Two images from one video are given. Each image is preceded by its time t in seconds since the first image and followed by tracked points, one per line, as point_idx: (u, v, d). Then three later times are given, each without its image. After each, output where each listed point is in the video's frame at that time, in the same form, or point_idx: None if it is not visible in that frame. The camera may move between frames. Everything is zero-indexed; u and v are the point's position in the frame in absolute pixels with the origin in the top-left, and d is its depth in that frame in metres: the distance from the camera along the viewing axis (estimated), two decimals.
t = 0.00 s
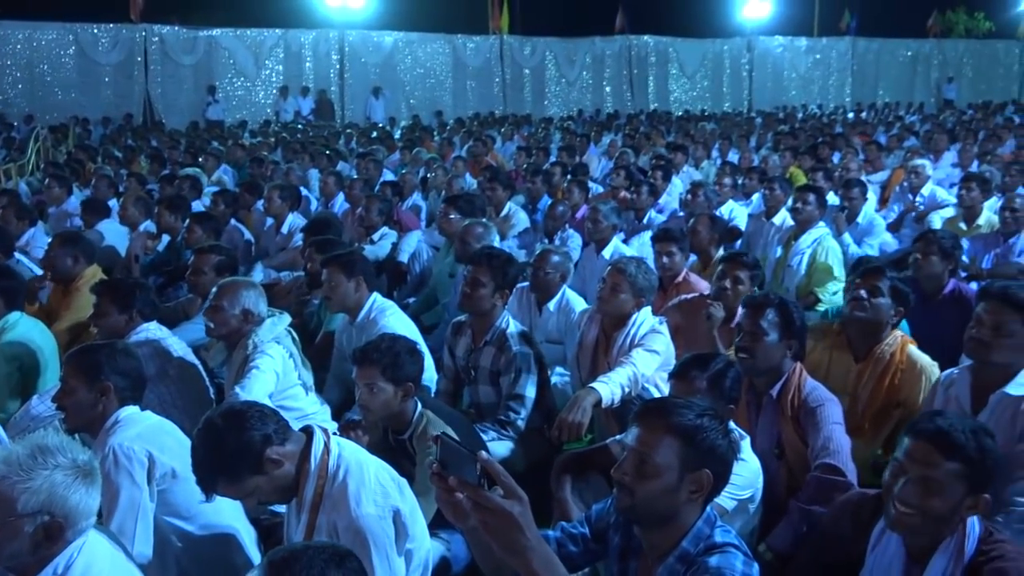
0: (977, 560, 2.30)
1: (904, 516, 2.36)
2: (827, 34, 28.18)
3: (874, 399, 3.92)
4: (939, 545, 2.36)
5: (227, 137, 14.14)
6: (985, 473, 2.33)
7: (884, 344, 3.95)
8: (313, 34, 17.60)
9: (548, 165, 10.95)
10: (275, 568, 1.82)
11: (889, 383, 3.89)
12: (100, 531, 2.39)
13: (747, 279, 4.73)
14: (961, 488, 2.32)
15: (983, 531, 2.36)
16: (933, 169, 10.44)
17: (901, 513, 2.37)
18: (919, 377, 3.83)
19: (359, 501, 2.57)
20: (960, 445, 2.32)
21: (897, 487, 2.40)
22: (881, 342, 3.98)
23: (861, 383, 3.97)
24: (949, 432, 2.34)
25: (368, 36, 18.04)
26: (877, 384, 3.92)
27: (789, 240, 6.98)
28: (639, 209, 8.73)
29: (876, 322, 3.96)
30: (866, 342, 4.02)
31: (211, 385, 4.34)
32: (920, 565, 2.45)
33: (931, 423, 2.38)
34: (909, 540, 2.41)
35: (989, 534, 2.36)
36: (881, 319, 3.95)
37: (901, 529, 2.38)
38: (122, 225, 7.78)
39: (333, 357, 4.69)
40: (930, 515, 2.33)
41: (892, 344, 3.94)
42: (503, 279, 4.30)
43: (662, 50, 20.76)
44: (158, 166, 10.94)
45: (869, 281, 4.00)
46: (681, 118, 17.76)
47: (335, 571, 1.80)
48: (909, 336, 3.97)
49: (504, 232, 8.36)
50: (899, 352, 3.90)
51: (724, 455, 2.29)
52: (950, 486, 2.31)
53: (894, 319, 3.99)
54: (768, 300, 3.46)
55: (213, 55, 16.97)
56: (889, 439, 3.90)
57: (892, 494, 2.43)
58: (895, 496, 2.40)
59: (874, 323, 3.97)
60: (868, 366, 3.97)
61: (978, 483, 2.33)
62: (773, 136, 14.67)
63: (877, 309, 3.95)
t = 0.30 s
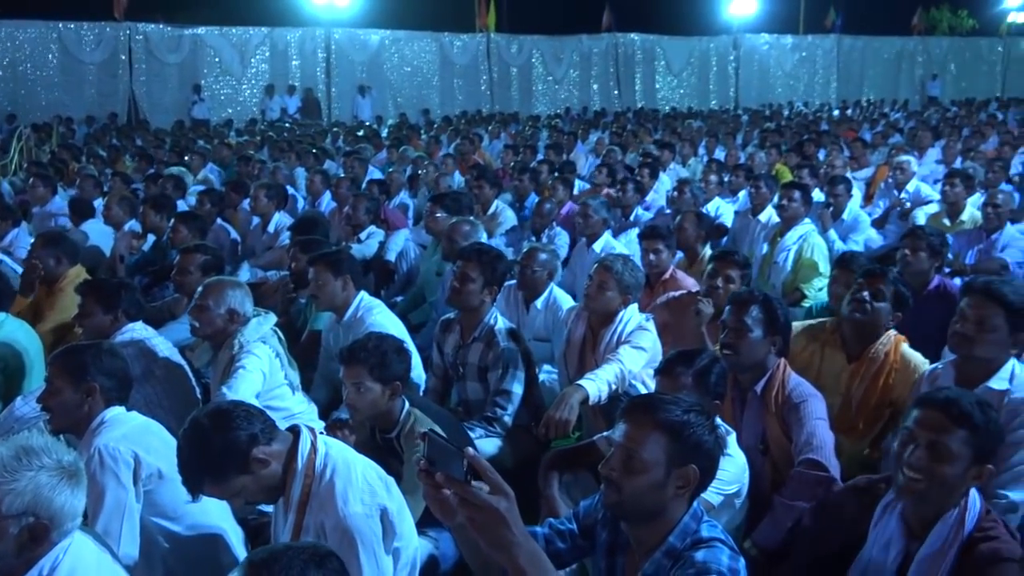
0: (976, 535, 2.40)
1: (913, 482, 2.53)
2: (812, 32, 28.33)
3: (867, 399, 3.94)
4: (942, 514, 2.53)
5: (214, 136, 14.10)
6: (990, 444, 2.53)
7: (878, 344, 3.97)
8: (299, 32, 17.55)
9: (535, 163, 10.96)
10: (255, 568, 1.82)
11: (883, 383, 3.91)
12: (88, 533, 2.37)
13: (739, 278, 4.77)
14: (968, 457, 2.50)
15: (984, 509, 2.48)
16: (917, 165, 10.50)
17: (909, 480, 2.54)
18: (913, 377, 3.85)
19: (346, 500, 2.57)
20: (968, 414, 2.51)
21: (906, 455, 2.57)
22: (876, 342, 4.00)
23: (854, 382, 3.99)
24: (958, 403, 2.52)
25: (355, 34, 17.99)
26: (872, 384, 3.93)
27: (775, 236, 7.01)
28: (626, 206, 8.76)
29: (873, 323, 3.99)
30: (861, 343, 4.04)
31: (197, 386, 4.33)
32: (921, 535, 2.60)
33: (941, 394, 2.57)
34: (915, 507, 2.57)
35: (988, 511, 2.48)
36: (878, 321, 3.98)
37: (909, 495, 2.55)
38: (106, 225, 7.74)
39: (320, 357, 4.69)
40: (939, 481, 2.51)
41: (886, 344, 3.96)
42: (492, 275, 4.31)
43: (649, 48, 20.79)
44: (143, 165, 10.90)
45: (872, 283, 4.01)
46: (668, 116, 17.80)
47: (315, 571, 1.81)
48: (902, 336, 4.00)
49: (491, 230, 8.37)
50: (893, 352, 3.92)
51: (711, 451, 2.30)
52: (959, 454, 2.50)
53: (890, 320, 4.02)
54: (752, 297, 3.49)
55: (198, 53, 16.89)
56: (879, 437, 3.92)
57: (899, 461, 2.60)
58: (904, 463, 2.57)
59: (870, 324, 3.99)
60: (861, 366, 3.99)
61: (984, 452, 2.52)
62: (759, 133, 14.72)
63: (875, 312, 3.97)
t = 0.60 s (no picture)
0: (970, 530, 2.45)
1: (911, 477, 2.56)
2: (795, 34, 28.48)
3: (853, 398, 3.96)
4: (940, 509, 2.55)
5: (197, 141, 14.05)
6: (985, 440, 2.55)
7: (863, 344, 4.00)
8: (284, 36, 17.51)
9: (521, 167, 10.96)
10: (242, 570, 1.83)
11: (868, 383, 3.94)
12: (71, 542, 2.36)
13: (723, 279, 4.84)
14: (964, 453, 2.53)
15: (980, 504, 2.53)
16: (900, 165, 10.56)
17: (907, 475, 2.57)
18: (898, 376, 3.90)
19: (333, 505, 2.58)
20: (966, 411, 2.54)
21: (903, 450, 2.60)
22: (859, 342, 4.03)
23: (840, 382, 4.00)
24: (954, 399, 2.55)
25: (339, 38, 17.96)
26: (857, 384, 3.96)
27: (760, 237, 7.05)
28: (611, 209, 8.78)
29: (857, 324, 4.02)
30: (845, 344, 4.06)
31: (183, 392, 4.32)
32: (918, 529, 2.63)
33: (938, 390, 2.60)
34: (912, 503, 2.59)
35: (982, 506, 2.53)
36: (861, 321, 4.02)
37: (907, 491, 2.57)
38: (90, 232, 7.71)
39: (307, 362, 4.68)
40: (936, 476, 2.53)
41: (870, 344, 4.00)
42: (481, 279, 4.31)
43: (633, 51, 20.85)
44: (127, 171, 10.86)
45: (853, 283, 4.04)
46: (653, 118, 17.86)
47: None
48: (885, 336, 4.04)
49: (478, 233, 8.39)
50: (877, 352, 3.97)
51: (696, 451, 2.32)
52: (956, 449, 2.52)
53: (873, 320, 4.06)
54: (735, 298, 3.53)
55: (182, 58, 16.81)
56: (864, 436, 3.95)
57: (897, 457, 2.63)
58: (902, 459, 2.59)
59: (853, 325, 4.03)
60: (846, 365, 4.01)
61: (980, 449, 2.55)
62: (743, 135, 14.78)
63: (859, 312, 4.01)
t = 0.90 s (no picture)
0: (952, 530, 2.49)
1: (892, 482, 2.56)
2: (780, 35, 28.61)
3: (838, 393, 3.98)
4: (921, 511, 2.57)
5: (183, 145, 14.00)
6: (966, 443, 2.56)
7: (846, 340, 4.02)
8: (270, 39, 17.46)
9: (509, 168, 10.97)
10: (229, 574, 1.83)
11: (852, 378, 3.96)
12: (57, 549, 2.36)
13: (703, 275, 4.85)
14: (945, 456, 2.53)
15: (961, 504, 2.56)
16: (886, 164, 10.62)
17: (889, 479, 2.57)
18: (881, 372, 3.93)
19: (320, 509, 2.57)
20: (947, 415, 2.54)
21: (885, 454, 2.60)
22: (843, 338, 4.05)
23: (824, 377, 4.02)
24: (935, 402, 2.55)
25: (326, 40, 17.93)
26: (841, 379, 3.98)
27: (746, 237, 7.08)
28: (599, 210, 8.80)
29: (840, 321, 4.04)
30: (828, 341, 4.08)
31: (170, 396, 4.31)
32: (900, 530, 2.66)
33: (919, 394, 2.59)
34: (894, 506, 2.61)
35: (963, 505, 2.56)
36: (844, 318, 4.03)
37: (888, 494, 2.59)
38: (75, 236, 7.67)
39: (294, 365, 4.67)
40: (917, 479, 2.54)
41: (853, 340, 4.02)
42: (468, 283, 4.32)
43: (620, 51, 20.90)
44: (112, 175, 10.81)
45: (834, 280, 4.04)
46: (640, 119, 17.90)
47: None
48: (868, 332, 4.06)
49: (465, 235, 8.39)
50: (860, 347, 3.98)
51: (682, 451, 2.33)
52: (937, 454, 2.53)
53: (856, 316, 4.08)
54: (720, 298, 3.54)
55: (167, 62, 16.71)
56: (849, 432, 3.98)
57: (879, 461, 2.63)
58: (883, 463, 2.59)
59: (836, 322, 4.05)
60: (830, 361, 4.03)
61: (961, 452, 2.55)
62: (729, 136, 14.84)
63: (841, 308, 4.02)
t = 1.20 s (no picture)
0: (932, 530, 2.50)
1: (870, 485, 2.59)
2: (765, 34, 28.80)
3: (821, 389, 4.00)
4: (900, 512, 2.59)
5: (167, 146, 13.95)
6: (940, 443, 2.60)
7: (828, 335, 4.05)
8: (254, 39, 17.40)
9: (495, 168, 10.97)
10: None
11: (834, 373, 3.99)
12: (40, 553, 2.34)
13: (682, 271, 4.89)
14: (921, 456, 2.57)
15: (939, 503, 2.58)
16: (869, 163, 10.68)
17: (867, 484, 2.60)
18: (863, 367, 3.95)
19: (307, 510, 2.57)
20: (920, 417, 2.58)
21: (862, 459, 2.63)
22: (825, 334, 4.08)
23: (807, 373, 4.05)
24: (907, 404, 2.59)
25: (311, 40, 17.88)
26: (823, 375, 4.00)
27: (732, 236, 7.10)
28: (585, 209, 8.82)
29: (822, 317, 4.08)
30: (811, 336, 4.11)
31: (155, 399, 4.30)
32: (880, 531, 2.68)
33: (891, 396, 2.64)
34: (873, 507, 2.63)
35: (942, 504, 2.58)
36: (827, 314, 4.07)
37: (867, 499, 2.61)
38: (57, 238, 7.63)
39: (280, 367, 4.65)
40: (895, 482, 2.57)
41: (836, 335, 4.04)
42: (450, 284, 4.32)
43: (605, 51, 20.93)
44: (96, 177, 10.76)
45: (817, 276, 4.09)
46: (626, 118, 17.93)
47: None
48: (851, 328, 4.08)
49: (452, 235, 8.40)
50: (842, 343, 4.01)
51: (667, 447, 2.34)
52: (913, 455, 2.57)
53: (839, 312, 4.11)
54: (706, 296, 3.56)
55: (150, 62, 16.62)
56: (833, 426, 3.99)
57: (856, 466, 2.66)
58: (861, 468, 2.62)
59: (818, 318, 4.08)
60: (814, 357, 4.05)
61: (935, 452, 2.59)
62: (715, 135, 14.87)
63: (823, 304, 4.05)
